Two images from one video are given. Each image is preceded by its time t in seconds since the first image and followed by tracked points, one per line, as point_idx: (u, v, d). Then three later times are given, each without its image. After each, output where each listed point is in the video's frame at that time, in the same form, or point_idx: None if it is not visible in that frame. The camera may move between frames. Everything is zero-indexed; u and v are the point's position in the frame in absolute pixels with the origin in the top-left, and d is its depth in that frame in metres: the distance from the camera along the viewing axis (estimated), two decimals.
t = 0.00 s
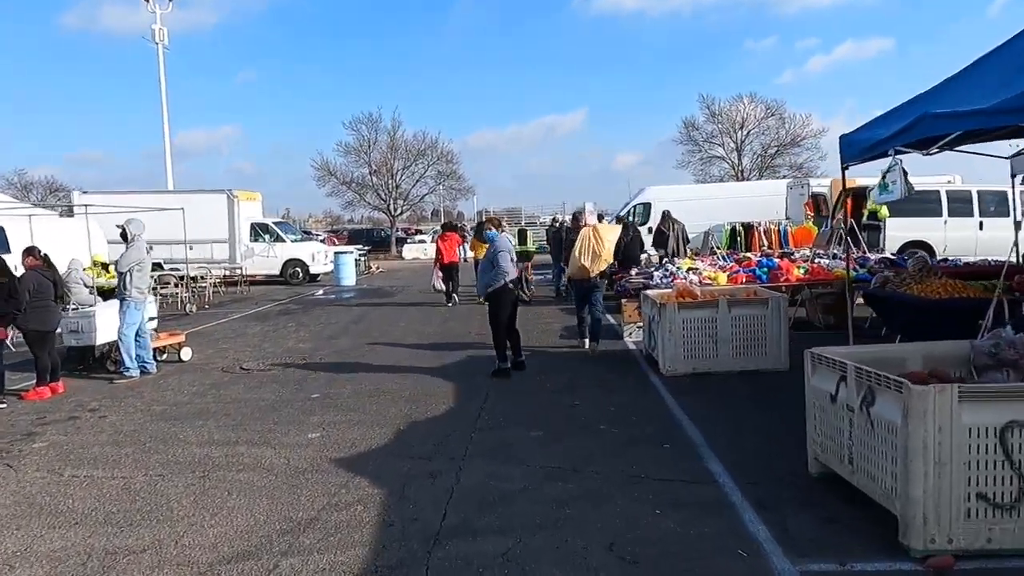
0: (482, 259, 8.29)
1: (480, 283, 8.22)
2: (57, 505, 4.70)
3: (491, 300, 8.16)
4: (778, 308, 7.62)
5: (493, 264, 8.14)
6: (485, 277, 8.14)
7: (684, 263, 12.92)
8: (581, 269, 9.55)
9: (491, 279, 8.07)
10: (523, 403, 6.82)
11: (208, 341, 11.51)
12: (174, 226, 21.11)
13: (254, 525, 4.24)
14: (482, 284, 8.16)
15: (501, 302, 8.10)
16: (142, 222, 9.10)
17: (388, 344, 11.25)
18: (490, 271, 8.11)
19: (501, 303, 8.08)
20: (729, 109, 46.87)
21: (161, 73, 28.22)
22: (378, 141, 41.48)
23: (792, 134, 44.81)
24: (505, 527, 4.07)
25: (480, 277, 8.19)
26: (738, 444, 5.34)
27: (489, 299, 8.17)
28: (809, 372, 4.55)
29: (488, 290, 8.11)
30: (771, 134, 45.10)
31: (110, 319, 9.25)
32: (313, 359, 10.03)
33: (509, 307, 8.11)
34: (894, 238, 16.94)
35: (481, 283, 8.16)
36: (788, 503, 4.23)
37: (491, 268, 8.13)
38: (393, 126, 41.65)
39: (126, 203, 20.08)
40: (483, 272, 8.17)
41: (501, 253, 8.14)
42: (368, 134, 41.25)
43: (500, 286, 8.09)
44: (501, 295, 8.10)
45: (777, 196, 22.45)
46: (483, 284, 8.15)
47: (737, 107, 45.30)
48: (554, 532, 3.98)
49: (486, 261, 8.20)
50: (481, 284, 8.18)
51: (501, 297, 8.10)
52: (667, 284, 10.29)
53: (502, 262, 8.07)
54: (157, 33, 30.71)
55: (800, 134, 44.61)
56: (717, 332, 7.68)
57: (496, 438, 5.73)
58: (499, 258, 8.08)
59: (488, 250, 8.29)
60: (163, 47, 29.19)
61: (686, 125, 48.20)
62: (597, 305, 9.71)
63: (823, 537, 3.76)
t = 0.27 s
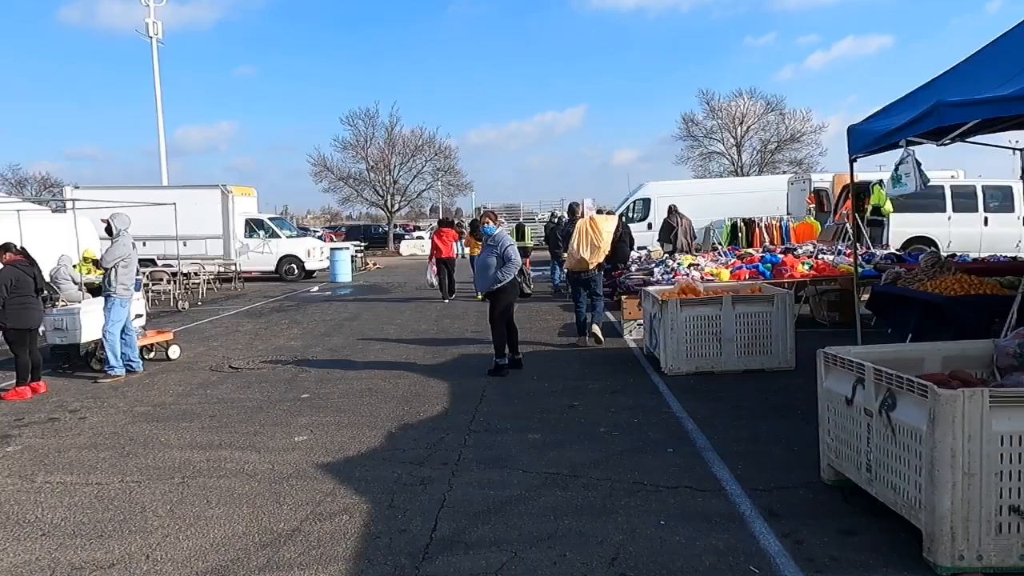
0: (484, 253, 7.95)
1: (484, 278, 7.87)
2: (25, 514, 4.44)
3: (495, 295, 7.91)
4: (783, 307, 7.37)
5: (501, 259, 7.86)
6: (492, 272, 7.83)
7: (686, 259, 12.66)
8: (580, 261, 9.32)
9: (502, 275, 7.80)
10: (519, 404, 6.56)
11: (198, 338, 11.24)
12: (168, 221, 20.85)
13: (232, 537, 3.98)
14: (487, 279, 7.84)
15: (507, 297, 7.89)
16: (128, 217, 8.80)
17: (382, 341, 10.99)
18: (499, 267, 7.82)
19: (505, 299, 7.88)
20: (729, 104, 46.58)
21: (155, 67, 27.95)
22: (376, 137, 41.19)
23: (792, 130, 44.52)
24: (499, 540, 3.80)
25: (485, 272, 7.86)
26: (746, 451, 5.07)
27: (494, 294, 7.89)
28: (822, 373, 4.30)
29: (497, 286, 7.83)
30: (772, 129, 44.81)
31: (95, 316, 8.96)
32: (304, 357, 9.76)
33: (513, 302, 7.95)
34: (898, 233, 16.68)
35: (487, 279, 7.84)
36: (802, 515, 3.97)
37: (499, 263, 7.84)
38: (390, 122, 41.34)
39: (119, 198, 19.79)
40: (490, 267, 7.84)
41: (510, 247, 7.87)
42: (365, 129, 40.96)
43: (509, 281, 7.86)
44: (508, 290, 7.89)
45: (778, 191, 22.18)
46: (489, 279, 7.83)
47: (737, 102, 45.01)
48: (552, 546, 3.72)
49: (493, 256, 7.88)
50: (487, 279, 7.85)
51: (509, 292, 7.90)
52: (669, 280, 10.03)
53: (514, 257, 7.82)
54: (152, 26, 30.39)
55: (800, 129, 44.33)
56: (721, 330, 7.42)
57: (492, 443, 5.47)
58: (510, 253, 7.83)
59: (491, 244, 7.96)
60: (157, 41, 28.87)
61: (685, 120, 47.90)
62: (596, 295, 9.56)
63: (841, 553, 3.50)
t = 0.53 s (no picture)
0: (482, 252, 7.65)
1: (482, 277, 7.53)
2: None
3: (492, 296, 7.58)
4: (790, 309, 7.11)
5: (501, 259, 7.58)
6: (492, 271, 7.51)
7: (685, 259, 12.38)
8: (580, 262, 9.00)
9: (503, 274, 7.49)
10: (514, 413, 6.28)
11: (185, 340, 10.94)
12: (159, 219, 20.55)
13: (203, 564, 3.69)
14: (486, 278, 7.50)
15: (505, 299, 7.60)
16: (110, 216, 8.49)
17: (374, 343, 10.70)
18: (499, 266, 7.53)
19: (502, 301, 7.58)
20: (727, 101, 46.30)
21: (147, 63, 27.62)
22: (371, 134, 40.87)
23: (790, 127, 44.26)
24: (492, 568, 3.52)
25: (485, 271, 7.53)
26: (753, 466, 4.80)
27: (492, 295, 7.57)
28: (838, 385, 4.02)
29: (496, 286, 7.50)
30: (769, 126, 44.54)
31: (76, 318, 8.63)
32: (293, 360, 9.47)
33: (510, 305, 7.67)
34: (900, 233, 16.43)
35: (486, 278, 7.50)
36: (816, 539, 3.70)
37: (499, 262, 7.56)
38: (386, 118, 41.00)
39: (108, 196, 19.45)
40: (490, 265, 7.53)
41: (511, 247, 7.61)
42: (360, 126, 40.63)
43: (508, 282, 7.56)
44: (507, 292, 7.59)
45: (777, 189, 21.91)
46: (488, 278, 7.50)
47: (735, 99, 44.74)
48: None
49: (493, 255, 7.59)
50: (486, 278, 7.51)
51: (507, 294, 7.60)
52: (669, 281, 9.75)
53: (516, 256, 7.57)
54: (143, 22, 29.98)
55: (798, 127, 44.07)
56: (724, 334, 7.15)
57: (486, 456, 5.19)
58: (511, 252, 7.57)
59: (490, 243, 7.68)
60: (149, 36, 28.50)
61: (683, 118, 47.62)
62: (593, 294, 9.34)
63: None
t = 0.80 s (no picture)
0: (482, 247, 7.39)
1: (481, 273, 7.26)
2: None
3: (491, 293, 7.32)
4: (798, 307, 6.86)
5: (501, 254, 7.33)
6: (491, 266, 7.25)
7: (687, 256, 12.13)
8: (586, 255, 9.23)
9: (503, 270, 7.24)
10: (514, 415, 6.02)
11: (175, 340, 10.67)
12: (152, 217, 20.26)
13: None
14: (486, 274, 7.23)
15: (504, 296, 7.34)
16: (95, 211, 8.19)
17: (369, 342, 10.44)
18: (499, 262, 7.27)
19: (500, 300, 7.33)
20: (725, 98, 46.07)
21: (140, 59, 27.32)
22: (368, 132, 40.58)
23: (789, 125, 44.04)
24: None
25: (484, 267, 7.26)
26: (767, 473, 4.55)
27: (491, 292, 7.30)
28: (861, 390, 3.77)
29: (496, 282, 7.24)
30: (768, 124, 44.33)
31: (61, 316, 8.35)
32: (285, 359, 9.20)
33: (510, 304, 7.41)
34: (903, 230, 16.20)
35: (486, 273, 7.24)
36: (837, 553, 3.46)
37: (499, 258, 7.30)
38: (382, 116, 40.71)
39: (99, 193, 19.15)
40: (490, 261, 7.27)
41: (512, 242, 7.37)
42: (356, 123, 40.33)
43: (508, 278, 7.31)
44: (507, 288, 7.34)
45: (778, 186, 21.67)
46: (488, 274, 7.24)
47: (734, 97, 44.51)
48: None
49: (493, 250, 7.33)
50: (485, 273, 7.24)
51: (507, 291, 7.34)
52: (672, 280, 9.51)
53: (517, 251, 7.33)
54: (137, 17, 29.64)
55: (797, 125, 43.86)
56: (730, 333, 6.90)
57: (484, 463, 4.94)
58: (512, 248, 7.33)
59: (490, 238, 7.43)
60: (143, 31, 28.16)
61: (681, 115, 47.37)
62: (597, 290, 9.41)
63: None
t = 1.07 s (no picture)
0: (483, 248, 7.12)
1: (482, 275, 7.00)
2: None
3: (493, 296, 7.05)
4: (812, 311, 6.60)
5: (503, 256, 7.06)
6: (492, 269, 6.99)
7: (692, 257, 11.86)
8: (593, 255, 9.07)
9: (505, 272, 6.97)
10: (517, 425, 5.75)
11: (167, 343, 10.39)
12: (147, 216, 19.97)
13: None
14: (487, 277, 6.97)
15: (506, 300, 7.06)
16: (82, 211, 7.90)
17: (367, 344, 10.16)
18: (501, 263, 7.00)
19: (503, 304, 7.04)
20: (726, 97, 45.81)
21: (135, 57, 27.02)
22: (366, 130, 40.28)
23: (790, 124, 43.81)
24: None
25: (485, 269, 7.00)
26: (788, 491, 4.28)
27: (492, 295, 7.03)
28: (894, 406, 3.50)
29: (497, 284, 6.98)
30: (769, 123, 44.09)
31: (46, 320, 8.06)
32: (279, 363, 8.93)
33: (512, 307, 7.13)
34: (909, 231, 15.96)
35: (487, 276, 6.98)
36: None
37: (501, 260, 7.03)
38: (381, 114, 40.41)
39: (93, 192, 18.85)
40: (491, 262, 7.00)
41: (514, 243, 7.10)
42: (354, 122, 40.05)
43: (510, 281, 7.03)
44: (508, 291, 7.06)
45: (781, 186, 21.42)
46: (489, 277, 6.97)
47: (734, 96, 44.27)
48: None
49: (495, 251, 7.06)
50: (486, 276, 6.98)
51: (508, 294, 7.06)
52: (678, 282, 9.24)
53: (519, 253, 7.06)
54: (132, 14, 29.31)
55: (798, 124, 43.64)
56: (742, 339, 6.63)
57: (487, 477, 4.67)
58: (514, 249, 7.05)
59: (491, 238, 7.15)
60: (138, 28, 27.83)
61: (681, 114, 47.10)
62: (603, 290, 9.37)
63: None
